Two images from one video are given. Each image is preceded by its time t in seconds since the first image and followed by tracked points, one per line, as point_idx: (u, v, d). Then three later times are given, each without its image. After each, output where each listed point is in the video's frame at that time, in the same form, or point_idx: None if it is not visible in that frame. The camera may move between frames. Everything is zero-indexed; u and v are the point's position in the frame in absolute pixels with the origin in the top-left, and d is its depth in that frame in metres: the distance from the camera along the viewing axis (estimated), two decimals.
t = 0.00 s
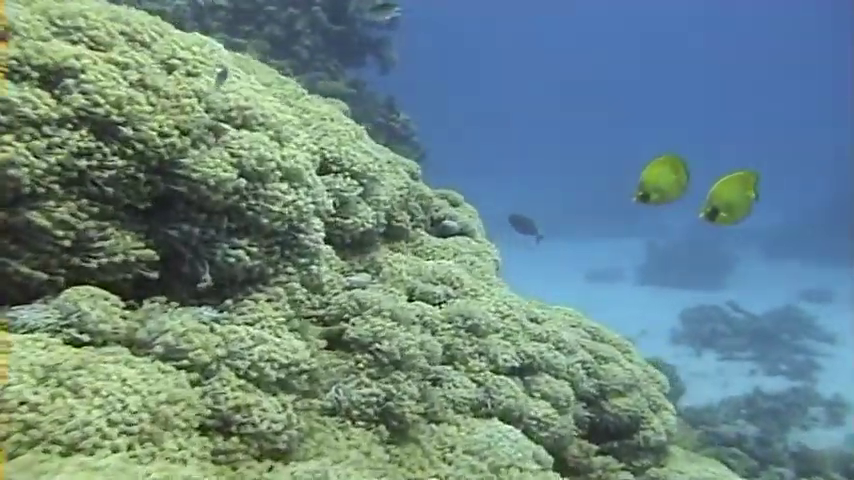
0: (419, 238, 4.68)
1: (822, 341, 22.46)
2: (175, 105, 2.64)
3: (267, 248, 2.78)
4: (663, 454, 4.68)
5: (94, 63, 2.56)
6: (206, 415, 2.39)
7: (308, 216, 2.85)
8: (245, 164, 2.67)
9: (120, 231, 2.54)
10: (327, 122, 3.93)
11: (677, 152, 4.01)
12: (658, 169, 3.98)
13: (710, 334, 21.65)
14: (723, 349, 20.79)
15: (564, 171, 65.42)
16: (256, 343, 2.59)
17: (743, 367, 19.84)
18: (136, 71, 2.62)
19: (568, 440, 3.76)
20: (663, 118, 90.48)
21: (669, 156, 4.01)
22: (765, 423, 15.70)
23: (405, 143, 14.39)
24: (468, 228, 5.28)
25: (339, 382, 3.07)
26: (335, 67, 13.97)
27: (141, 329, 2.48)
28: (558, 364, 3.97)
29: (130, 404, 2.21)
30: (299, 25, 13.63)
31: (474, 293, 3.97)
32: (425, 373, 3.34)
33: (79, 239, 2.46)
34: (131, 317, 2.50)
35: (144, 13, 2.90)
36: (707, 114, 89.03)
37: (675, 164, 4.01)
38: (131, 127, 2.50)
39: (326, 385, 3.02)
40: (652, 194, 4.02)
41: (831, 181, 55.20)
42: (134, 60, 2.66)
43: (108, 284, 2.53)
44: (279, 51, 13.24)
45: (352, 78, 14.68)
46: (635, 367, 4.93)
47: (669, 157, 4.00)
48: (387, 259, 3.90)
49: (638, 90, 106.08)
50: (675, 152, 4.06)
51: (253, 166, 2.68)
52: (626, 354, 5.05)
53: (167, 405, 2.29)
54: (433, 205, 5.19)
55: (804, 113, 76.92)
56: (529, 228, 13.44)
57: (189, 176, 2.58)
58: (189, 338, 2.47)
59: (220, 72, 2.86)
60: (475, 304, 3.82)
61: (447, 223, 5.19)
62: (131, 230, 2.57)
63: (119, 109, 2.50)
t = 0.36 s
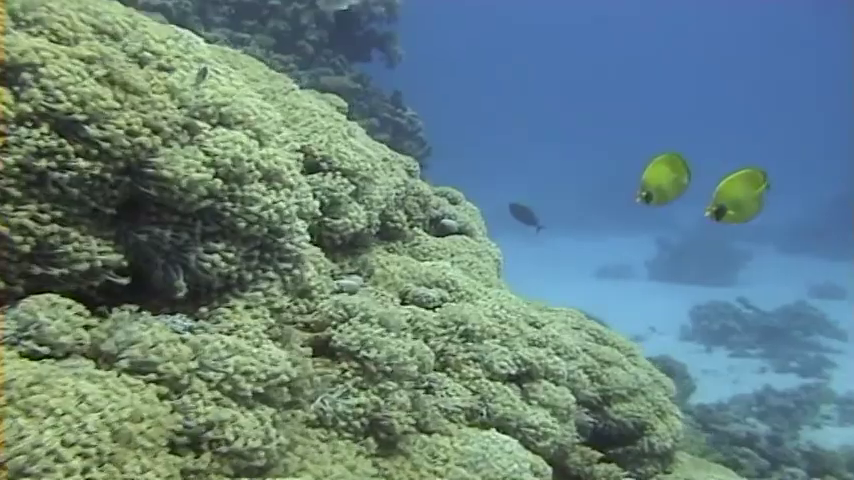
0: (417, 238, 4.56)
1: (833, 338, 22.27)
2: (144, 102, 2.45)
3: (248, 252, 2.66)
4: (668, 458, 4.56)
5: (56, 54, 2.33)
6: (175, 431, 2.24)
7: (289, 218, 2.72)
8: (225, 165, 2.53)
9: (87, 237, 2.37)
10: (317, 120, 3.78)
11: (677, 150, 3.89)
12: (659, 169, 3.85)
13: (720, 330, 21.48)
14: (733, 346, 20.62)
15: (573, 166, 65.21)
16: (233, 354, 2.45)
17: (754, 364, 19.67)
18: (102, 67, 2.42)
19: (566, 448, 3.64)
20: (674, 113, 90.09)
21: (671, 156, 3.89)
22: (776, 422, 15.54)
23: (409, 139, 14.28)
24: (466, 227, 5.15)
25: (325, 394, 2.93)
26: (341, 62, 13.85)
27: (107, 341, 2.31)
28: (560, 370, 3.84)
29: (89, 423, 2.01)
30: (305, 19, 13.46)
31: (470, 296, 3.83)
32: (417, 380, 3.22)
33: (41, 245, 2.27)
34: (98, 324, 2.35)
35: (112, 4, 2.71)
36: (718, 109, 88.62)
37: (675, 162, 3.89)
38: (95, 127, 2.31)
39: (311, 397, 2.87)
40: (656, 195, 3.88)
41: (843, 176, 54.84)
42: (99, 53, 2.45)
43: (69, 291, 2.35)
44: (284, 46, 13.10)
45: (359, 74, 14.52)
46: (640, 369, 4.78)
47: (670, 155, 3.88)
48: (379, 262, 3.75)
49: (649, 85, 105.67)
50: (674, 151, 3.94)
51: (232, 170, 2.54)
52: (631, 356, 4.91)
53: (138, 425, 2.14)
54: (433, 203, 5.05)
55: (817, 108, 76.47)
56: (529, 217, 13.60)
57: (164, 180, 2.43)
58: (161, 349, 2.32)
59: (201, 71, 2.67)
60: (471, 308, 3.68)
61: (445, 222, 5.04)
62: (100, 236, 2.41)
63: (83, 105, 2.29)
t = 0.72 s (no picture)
0: (414, 244, 4.42)
1: (845, 338, 22.03)
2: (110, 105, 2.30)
3: (222, 264, 2.51)
4: (672, 471, 4.39)
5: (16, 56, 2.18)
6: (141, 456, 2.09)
7: (267, 228, 2.57)
8: (197, 172, 2.39)
9: (48, 248, 2.22)
10: (307, 123, 3.65)
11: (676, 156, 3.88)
12: (660, 176, 3.82)
13: (730, 331, 21.27)
14: (744, 347, 20.41)
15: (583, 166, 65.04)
16: (204, 372, 2.30)
17: (764, 365, 19.47)
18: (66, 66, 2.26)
19: (564, 463, 3.49)
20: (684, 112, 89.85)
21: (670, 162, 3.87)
22: (788, 424, 15.36)
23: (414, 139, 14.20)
24: (465, 232, 5.01)
25: (307, 412, 2.78)
26: (346, 62, 13.76)
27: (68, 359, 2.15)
28: (560, 383, 3.69)
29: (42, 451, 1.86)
30: (309, 18, 13.30)
31: (467, 309, 3.68)
32: (407, 395, 3.09)
33: None
34: (59, 342, 2.19)
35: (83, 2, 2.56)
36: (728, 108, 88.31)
37: (674, 169, 3.87)
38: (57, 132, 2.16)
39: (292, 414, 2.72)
40: (656, 203, 3.86)
41: None
42: (62, 54, 2.29)
43: (31, 306, 2.20)
44: (288, 46, 13.00)
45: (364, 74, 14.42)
46: (643, 379, 4.62)
47: (668, 162, 3.87)
48: (370, 271, 3.61)
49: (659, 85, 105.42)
50: (676, 158, 3.90)
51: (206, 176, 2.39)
52: (635, 365, 4.75)
53: (93, 451, 1.97)
54: (430, 207, 4.90)
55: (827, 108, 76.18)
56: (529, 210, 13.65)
57: (132, 187, 2.28)
58: (128, 369, 2.16)
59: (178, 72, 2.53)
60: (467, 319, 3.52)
61: (443, 226, 4.88)
62: (62, 247, 2.25)
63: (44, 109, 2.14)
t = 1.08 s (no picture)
0: (409, 246, 4.28)
1: None
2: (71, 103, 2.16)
3: (195, 273, 2.37)
4: None
5: None
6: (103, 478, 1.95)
7: (244, 234, 2.43)
8: (164, 176, 2.25)
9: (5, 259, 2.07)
10: (295, 123, 3.52)
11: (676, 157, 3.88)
12: (658, 175, 3.81)
13: (739, 328, 21.04)
14: (753, 345, 20.20)
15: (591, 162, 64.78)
16: (173, 389, 2.16)
17: (774, 363, 19.25)
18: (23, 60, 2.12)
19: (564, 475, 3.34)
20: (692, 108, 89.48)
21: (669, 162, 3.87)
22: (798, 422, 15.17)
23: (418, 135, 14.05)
24: (463, 233, 4.86)
25: (288, 426, 2.63)
26: (349, 58, 13.61)
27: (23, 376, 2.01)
28: (558, 393, 3.53)
29: None
30: (311, 14, 13.20)
31: (462, 316, 3.54)
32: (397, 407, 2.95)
33: None
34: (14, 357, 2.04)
35: None
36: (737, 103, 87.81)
37: (673, 169, 3.87)
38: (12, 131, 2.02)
39: (272, 428, 2.58)
40: (656, 203, 3.84)
41: None
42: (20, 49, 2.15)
43: None
44: (290, 43, 12.90)
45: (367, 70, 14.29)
46: (646, 385, 4.47)
47: (669, 162, 3.86)
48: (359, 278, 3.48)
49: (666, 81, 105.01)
50: (674, 160, 3.90)
51: (175, 180, 2.25)
52: (638, 370, 4.60)
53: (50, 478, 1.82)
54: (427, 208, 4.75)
55: (836, 103, 75.74)
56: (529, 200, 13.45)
57: (95, 191, 2.14)
58: (92, 387, 2.02)
59: (153, 70, 2.39)
60: (462, 326, 3.37)
61: (440, 228, 4.72)
62: (20, 255, 2.10)
63: None
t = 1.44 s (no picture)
0: (398, 249, 4.16)
1: None
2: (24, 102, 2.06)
3: (160, 283, 2.25)
4: None
5: None
6: None
7: (213, 240, 2.30)
8: (123, 179, 2.13)
9: None
10: (276, 122, 3.39)
11: (673, 160, 3.94)
12: (652, 178, 3.89)
13: (744, 324, 20.84)
14: (758, 341, 20.02)
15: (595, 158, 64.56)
16: (131, 406, 2.04)
17: (779, 360, 19.06)
18: None
19: None
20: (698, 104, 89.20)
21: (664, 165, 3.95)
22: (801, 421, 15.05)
23: (418, 132, 13.96)
24: (456, 235, 4.73)
25: (261, 442, 2.49)
26: (349, 53, 13.49)
27: None
28: (552, 402, 3.38)
29: None
30: (311, 9, 13.12)
31: (451, 323, 3.40)
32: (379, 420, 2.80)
33: None
34: None
35: None
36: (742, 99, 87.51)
37: (670, 171, 3.94)
38: None
39: (243, 445, 2.44)
40: (652, 205, 3.92)
41: None
42: None
43: None
44: (289, 38, 12.82)
45: (368, 63, 14.20)
46: (644, 392, 4.34)
47: (665, 164, 3.93)
48: (342, 286, 3.37)
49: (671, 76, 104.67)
50: (671, 161, 3.96)
51: (136, 182, 2.14)
52: (636, 377, 4.47)
53: None
54: (418, 209, 4.62)
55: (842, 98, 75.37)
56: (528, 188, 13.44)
57: (48, 193, 2.02)
58: (40, 407, 1.89)
59: (117, 63, 2.25)
60: (449, 333, 3.23)
61: (433, 229, 4.60)
62: None
63: None
